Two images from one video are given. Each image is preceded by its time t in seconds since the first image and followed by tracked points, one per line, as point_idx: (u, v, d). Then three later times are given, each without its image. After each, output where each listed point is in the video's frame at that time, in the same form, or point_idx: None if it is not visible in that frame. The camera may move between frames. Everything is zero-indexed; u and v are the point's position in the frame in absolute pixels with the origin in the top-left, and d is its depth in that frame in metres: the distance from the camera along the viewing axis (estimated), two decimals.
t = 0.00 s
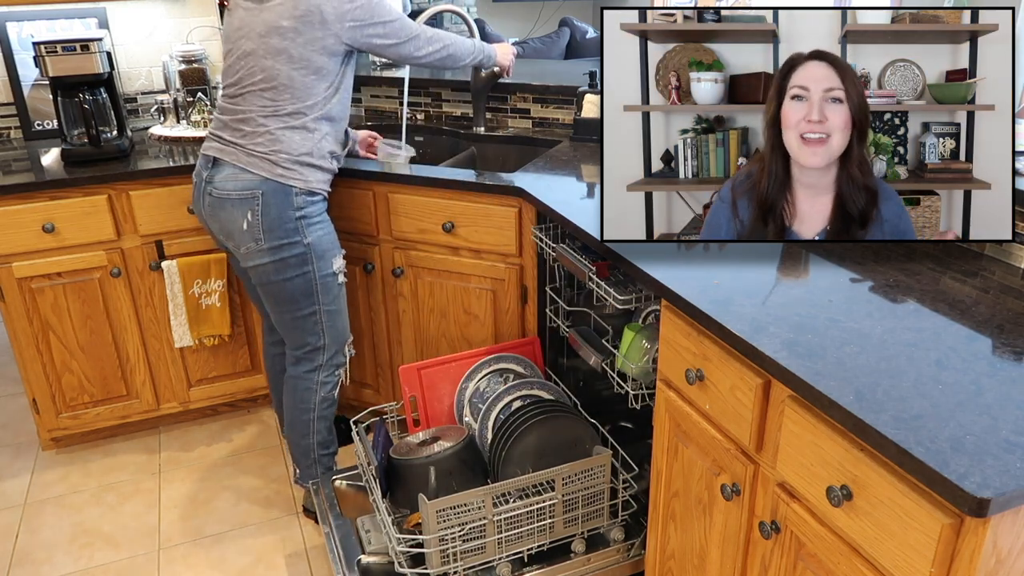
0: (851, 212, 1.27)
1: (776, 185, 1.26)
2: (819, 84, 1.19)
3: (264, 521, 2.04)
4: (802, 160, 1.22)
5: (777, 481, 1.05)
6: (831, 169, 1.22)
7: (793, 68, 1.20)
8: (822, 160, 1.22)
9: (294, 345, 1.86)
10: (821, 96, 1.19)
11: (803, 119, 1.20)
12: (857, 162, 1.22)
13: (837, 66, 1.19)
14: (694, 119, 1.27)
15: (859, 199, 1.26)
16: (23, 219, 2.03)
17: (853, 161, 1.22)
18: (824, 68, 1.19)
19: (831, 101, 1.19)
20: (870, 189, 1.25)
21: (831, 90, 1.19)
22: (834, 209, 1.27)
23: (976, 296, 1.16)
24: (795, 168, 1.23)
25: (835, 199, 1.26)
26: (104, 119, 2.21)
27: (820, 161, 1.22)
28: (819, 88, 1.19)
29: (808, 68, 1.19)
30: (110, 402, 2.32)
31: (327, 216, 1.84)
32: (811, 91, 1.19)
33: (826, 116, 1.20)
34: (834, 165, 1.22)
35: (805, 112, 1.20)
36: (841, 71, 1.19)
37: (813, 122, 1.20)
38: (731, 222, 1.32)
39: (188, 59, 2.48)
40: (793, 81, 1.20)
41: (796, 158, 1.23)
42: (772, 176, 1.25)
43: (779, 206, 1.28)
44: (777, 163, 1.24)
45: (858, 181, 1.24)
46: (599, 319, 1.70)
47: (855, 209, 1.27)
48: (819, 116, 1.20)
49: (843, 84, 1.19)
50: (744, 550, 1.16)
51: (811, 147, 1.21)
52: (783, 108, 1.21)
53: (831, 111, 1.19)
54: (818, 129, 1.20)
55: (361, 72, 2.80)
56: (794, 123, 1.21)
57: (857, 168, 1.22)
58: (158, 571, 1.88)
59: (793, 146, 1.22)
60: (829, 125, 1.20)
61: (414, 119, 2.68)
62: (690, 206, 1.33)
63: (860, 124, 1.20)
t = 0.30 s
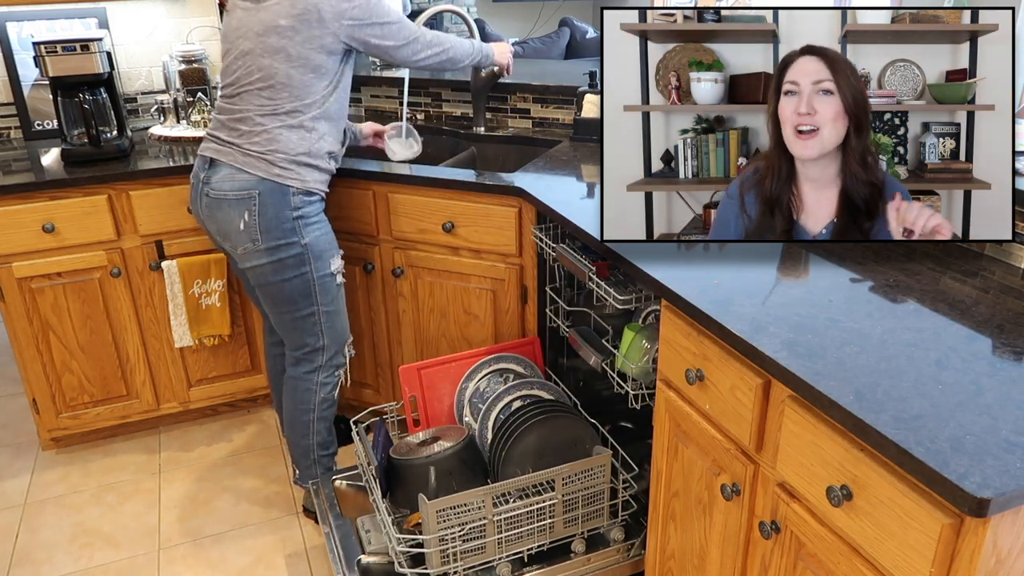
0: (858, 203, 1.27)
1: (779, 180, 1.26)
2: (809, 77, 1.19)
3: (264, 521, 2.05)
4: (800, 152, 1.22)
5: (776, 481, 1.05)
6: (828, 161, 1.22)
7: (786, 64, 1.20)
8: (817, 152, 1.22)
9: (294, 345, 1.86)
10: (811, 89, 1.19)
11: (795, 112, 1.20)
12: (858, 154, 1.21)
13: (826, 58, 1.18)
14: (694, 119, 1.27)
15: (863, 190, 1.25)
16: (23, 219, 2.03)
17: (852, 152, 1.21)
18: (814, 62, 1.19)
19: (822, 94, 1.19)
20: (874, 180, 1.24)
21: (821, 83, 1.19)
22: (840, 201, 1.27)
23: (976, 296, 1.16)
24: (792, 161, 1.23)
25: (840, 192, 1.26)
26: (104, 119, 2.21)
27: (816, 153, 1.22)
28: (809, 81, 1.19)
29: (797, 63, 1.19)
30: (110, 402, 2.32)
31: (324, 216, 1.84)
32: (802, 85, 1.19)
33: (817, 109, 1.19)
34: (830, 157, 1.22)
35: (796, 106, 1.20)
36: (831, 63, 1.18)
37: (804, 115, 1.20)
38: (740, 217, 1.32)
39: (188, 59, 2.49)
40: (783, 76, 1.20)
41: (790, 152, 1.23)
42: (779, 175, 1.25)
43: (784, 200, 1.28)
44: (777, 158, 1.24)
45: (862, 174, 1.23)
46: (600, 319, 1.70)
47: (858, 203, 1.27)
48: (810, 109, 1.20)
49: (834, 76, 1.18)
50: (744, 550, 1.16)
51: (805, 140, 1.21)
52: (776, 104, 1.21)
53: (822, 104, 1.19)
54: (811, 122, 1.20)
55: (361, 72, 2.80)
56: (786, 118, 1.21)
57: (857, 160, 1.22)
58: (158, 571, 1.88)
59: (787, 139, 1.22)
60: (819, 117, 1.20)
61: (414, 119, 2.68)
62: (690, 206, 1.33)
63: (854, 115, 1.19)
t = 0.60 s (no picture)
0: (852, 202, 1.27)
1: (777, 175, 1.26)
2: (829, 74, 1.19)
3: (264, 521, 2.05)
4: (808, 147, 1.22)
5: (777, 481, 1.05)
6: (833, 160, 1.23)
7: (804, 57, 1.19)
8: (825, 149, 1.22)
9: (274, 352, 1.85)
10: (830, 85, 1.19)
11: (814, 107, 1.20)
12: (856, 153, 1.22)
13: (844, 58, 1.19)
14: (694, 119, 1.27)
15: (859, 189, 1.26)
16: (23, 219, 2.03)
17: (853, 151, 1.22)
18: (829, 59, 1.19)
19: (839, 92, 1.19)
20: (872, 179, 1.25)
21: (840, 82, 1.19)
22: (834, 199, 1.27)
23: (976, 296, 1.16)
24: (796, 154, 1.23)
25: (833, 189, 1.25)
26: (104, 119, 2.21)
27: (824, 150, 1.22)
28: (829, 77, 1.19)
29: (814, 58, 1.19)
30: (110, 402, 2.32)
31: (293, 229, 1.75)
32: (821, 81, 1.19)
33: (835, 106, 1.20)
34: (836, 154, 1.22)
35: (816, 100, 1.20)
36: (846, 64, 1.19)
37: (821, 111, 1.20)
38: (737, 219, 1.31)
39: (188, 59, 2.49)
40: (800, 70, 1.20)
41: (802, 146, 1.22)
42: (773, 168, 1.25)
43: (778, 198, 1.28)
44: (778, 152, 1.24)
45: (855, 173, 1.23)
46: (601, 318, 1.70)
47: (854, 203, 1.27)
48: (826, 106, 1.20)
49: (851, 75, 1.19)
50: (744, 550, 1.16)
51: (814, 136, 1.21)
52: (792, 96, 1.20)
53: (839, 101, 1.19)
54: (825, 119, 1.20)
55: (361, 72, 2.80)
56: (802, 112, 1.20)
57: (855, 157, 1.22)
58: (158, 571, 1.88)
59: (797, 134, 1.22)
60: (838, 115, 1.20)
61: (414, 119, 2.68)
62: (690, 206, 1.33)
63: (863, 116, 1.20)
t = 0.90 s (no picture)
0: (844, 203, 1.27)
1: (769, 175, 1.26)
2: (826, 80, 1.19)
3: (264, 521, 2.04)
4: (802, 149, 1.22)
5: (777, 481, 1.05)
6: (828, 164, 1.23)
7: (802, 62, 1.19)
8: (822, 154, 1.22)
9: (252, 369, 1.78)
10: (827, 91, 1.19)
11: (810, 112, 1.20)
12: (849, 155, 1.22)
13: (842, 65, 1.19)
14: (694, 119, 1.27)
15: (851, 190, 1.25)
16: (23, 219, 2.03)
17: (846, 153, 1.22)
18: (825, 64, 1.19)
19: (835, 98, 1.19)
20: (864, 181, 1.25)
21: (835, 88, 1.19)
22: (827, 201, 1.26)
23: (976, 296, 1.16)
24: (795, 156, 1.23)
25: (825, 190, 1.25)
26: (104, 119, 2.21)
27: (820, 155, 1.22)
28: (827, 83, 1.19)
29: (813, 64, 1.19)
30: (110, 402, 2.32)
31: (243, 256, 1.63)
32: (819, 86, 1.19)
33: (833, 112, 1.20)
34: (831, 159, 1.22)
35: (812, 104, 1.20)
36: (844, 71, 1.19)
37: (819, 117, 1.20)
38: (729, 219, 1.31)
39: (188, 59, 2.49)
40: (798, 74, 1.19)
41: (799, 150, 1.22)
42: (767, 167, 1.25)
43: (770, 199, 1.28)
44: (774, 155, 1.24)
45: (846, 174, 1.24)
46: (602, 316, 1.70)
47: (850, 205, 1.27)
48: (823, 111, 1.20)
49: (848, 82, 1.19)
50: (744, 551, 1.16)
51: (811, 140, 1.21)
52: (789, 100, 1.20)
53: (835, 107, 1.20)
54: (823, 124, 1.20)
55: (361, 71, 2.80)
56: (799, 116, 1.20)
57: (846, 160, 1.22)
58: (158, 571, 1.88)
59: (794, 138, 1.21)
60: (833, 121, 1.20)
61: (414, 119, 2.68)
62: (690, 206, 1.33)
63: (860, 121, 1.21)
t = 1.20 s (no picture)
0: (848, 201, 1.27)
1: (768, 177, 1.26)
2: (814, 77, 1.19)
3: (264, 521, 2.05)
4: (799, 150, 1.22)
5: (776, 481, 1.05)
6: (825, 162, 1.22)
7: (791, 61, 1.19)
8: (818, 151, 1.22)
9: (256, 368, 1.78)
10: (817, 88, 1.19)
11: (801, 111, 1.20)
12: (852, 152, 1.22)
13: (831, 59, 1.19)
14: (694, 119, 1.27)
15: (855, 187, 1.25)
16: (23, 219, 2.03)
17: (847, 150, 1.22)
18: (817, 62, 1.19)
19: (827, 94, 1.19)
20: (867, 177, 1.24)
21: (826, 84, 1.19)
22: (831, 201, 1.27)
23: (976, 296, 1.16)
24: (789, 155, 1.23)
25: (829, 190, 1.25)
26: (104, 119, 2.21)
27: (816, 152, 1.22)
28: (816, 80, 1.19)
29: (802, 62, 1.19)
30: (110, 402, 2.32)
31: (250, 254, 1.63)
32: (808, 84, 1.19)
33: (823, 109, 1.20)
34: (827, 156, 1.22)
35: (802, 104, 1.20)
36: (835, 66, 1.19)
37: (810, 115, 1.20)
38: (731, 216, 1.31)
39: (188, 59, 2.49)
40: (788, 73, 1.20)
41: (795, 149, 1.22)
42: (767, 168, 1.25)
43: (772, 198, 1.28)
44: (772, 155, 1.24)
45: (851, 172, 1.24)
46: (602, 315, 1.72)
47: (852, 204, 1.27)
48: (814, 109, 1.20)
49: (839, 77, 1.19)
50: (744, 550, 1.16)
51: (805, 138, 1.21)
52: (781, 102, 1.21)
53: (827, 103, 1.19)
54: (814, 122, 1.20)
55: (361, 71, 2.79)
56: (790, 115, 1.20)
57: (850, 157, 1.22)
58: (158, 571, 1.88)
59: (788, 138, 1.22)
60: (825, 118, 1.20)
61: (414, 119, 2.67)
62: (690, 206, 1.33)
63: (854, 117, 1.20)
